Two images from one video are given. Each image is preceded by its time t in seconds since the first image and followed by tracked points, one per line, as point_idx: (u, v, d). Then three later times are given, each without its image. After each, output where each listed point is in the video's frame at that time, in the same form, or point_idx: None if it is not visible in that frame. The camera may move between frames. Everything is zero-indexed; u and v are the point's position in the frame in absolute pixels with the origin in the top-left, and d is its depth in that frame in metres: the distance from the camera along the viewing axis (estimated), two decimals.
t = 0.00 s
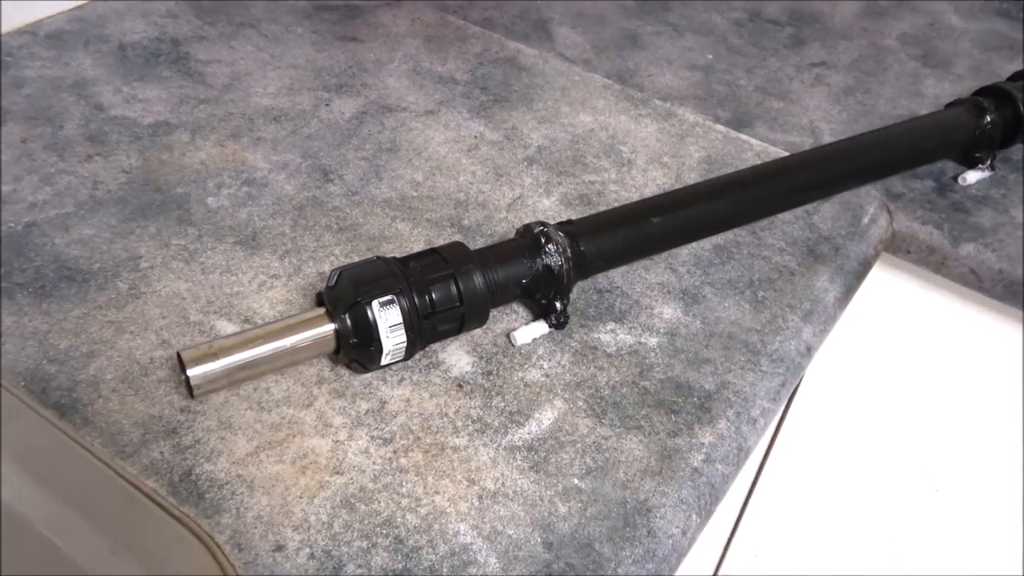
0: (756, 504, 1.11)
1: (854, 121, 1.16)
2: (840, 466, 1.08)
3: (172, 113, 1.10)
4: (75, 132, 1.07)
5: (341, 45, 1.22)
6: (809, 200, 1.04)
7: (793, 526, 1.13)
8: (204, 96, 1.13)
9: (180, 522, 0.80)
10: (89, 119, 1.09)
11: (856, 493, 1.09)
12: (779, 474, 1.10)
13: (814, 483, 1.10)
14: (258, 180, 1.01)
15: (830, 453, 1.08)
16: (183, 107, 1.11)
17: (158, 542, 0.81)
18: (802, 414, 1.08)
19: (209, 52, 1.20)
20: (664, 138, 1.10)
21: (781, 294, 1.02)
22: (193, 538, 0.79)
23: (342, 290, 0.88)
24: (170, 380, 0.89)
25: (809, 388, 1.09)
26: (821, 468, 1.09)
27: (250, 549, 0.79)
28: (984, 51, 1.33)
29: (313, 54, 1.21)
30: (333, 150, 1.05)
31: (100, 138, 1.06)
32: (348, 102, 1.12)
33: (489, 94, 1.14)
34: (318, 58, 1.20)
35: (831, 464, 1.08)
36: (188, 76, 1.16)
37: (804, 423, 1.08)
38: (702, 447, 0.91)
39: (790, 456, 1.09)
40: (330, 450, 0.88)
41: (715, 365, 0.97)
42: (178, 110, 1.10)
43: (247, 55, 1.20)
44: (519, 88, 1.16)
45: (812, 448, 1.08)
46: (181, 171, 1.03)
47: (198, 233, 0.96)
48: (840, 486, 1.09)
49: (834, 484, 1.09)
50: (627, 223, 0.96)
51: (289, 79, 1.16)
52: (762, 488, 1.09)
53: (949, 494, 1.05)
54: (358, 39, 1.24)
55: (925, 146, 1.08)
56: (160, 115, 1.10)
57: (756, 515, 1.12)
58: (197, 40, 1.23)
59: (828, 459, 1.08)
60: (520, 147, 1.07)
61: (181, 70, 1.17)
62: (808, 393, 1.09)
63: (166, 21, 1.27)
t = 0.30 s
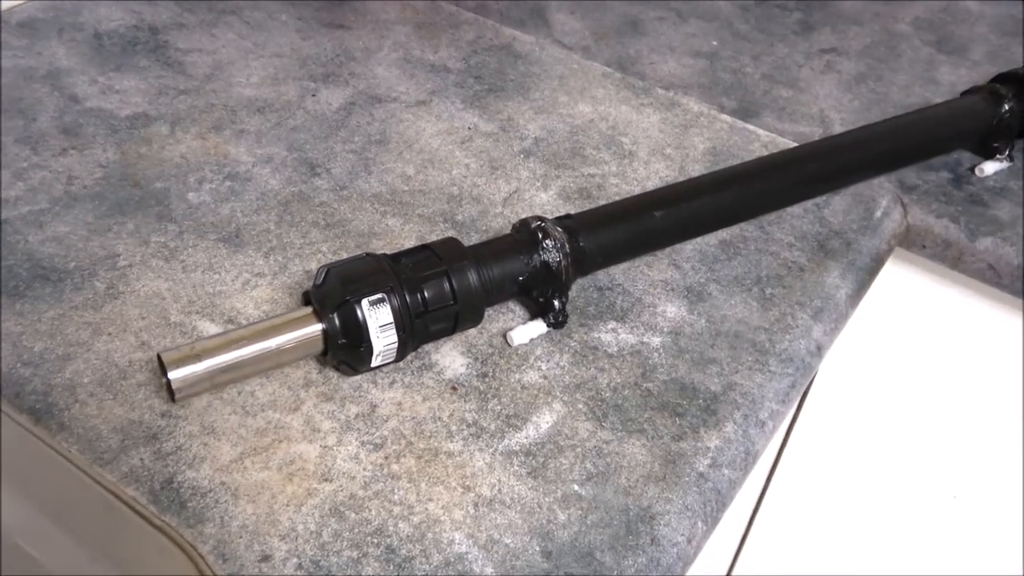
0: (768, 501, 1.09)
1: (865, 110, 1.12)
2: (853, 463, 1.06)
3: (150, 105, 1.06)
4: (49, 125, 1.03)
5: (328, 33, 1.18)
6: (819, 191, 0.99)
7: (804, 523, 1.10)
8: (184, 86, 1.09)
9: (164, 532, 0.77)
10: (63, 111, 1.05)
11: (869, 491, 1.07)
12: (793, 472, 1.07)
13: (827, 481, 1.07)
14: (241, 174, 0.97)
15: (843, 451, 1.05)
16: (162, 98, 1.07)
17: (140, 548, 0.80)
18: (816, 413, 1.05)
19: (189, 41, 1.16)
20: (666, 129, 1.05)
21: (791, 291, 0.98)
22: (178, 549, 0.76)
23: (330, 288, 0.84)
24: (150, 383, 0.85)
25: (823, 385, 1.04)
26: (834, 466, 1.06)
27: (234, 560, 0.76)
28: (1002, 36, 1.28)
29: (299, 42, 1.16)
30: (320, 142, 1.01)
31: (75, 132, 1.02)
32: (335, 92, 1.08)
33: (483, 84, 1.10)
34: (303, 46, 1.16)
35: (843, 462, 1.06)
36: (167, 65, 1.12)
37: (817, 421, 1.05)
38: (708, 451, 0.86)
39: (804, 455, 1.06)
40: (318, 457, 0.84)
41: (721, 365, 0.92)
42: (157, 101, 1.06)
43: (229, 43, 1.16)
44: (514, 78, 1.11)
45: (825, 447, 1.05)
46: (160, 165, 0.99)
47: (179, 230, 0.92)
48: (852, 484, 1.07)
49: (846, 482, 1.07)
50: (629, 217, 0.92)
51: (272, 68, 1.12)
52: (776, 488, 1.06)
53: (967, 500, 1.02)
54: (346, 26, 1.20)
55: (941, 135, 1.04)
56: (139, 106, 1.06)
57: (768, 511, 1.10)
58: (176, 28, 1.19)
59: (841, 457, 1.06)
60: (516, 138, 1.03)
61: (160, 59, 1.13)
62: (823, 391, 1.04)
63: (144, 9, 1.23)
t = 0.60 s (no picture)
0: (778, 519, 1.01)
1: (881, 104, 1.07)
2: (867, 476, 1.01)
3: (134, 99, 1.02)
4: (28, 119, 0.98)
5: (319, 23, 1.14)
6: (835, 187, 0.95)
7: (816, 545, 1.03)
8: (169, 79, 1.04)
9: (149, 547, 0.73)
10: (43, 105, 1.00)
11: (887, 516, 1.01)
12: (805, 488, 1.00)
13: (837, 501, 1.01)
14: (229, 170, 0.93)
15: (857, 463, 1.00)
16: (147, 92, 1.03)
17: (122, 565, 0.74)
18: (830, 422, 0.99)
19: (174, 32, 1.12)
20: (674, 123, 1.01)
21: (805, 292, 0.94)
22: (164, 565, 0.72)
23: (323, 290, 0.80)
24: (135, 390, 0.81)
25: (837, 392, 1.00)
26: (846, 484, 1.00)
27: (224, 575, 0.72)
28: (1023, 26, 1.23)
29: (289, 33, 1.12)
30: (311, 137, 0.97)
31: (56, 127, 0.98)
32: (328, 85, 1.04)
33: (482, 76, 1.06)
34: (294, 37, 1.11)
35: (857, 475, 1.01)
36: (152, 57, 1.07)
37: (831, 432, 0.99)
38: (719, 460, 0.82)
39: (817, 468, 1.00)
40: (312, 466, 0.80)
41: (733, 370, 0.88)
42: (141, 95, 1.02)
43: (215, 34, 1.12)
44: (514, 70, 1.07)
45: (839, 460, 0.99)
46: (145, 161, 0.94)
47: (165, 229, 0.88)
48: (868, 506, 1.01)
49: (860, 497, 1.01)
50: (636, 214, 0.88)
51: (262, 60, 1.08)
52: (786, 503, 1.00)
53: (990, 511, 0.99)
54: (338, 16, 1.16)
55: (961, 128, 0.99)
56: (122, 100, 1.01)
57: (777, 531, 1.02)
58: (161, 18, 1.15)
59: (855, 469, 1.00)
60: (518, 133, 0.98)
61: (144, 51, 1.08)
62: (837, 398, 1.00)
63: None
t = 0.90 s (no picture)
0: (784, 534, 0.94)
1: (894, 96, 1.03)
2: (880, 484, 0.96)
3: (112, 91, 0.97)
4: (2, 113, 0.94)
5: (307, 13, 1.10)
6: (847, 182, 0.91)
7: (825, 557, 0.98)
8: (149, 70, 1.00)
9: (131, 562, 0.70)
10: (17, 98, 0.96)
11: (897, 520, 0.97)
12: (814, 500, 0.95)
13: (847, 504, 0.96)
14: (212, 166, 0.89)
15: (870, 470, 0.96)
16: (126, 84, 0.98)
17: None
18: (842, 429, 0.95)
19: (154, 21, 1.08)
20: (678, 116, 0.97)
21: (815, 292, 0.90)
22: None
23: (311, 291, 0.77)
24: (114, 397, 0.77)
25: (848, 398, 0.95)
26: (858, 486, 0.96)
27: None
28: None
29: (276, 22, 1.08)
30: (298, 131, 0.92)
31: (31, 121, 0.94)
32: (315, 76, 0.99)
33: (477, 67, 1.02)
34: (280, 27, 1.07)
35: (870, 483, 0.96)
36: (131, 48, 1.03)
37: (843, 439, 0.95)
38: (725, 468, 0.79)
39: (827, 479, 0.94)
40: (299, 476, 0.76)
41: (740, 374, 0.84)
42: (120, 87, 0.98)
43: (198, 24, 1.07)
44: (511, 61, 1.03)
45: (850, 467, 0.95)
46: (124, 157, 0.90)
47: (144, 228, 0.84)
48: (878, 510, 0.97)
49: (872, 505, 0.96)
50: (637, 212, 0.85)
51: (246, 50, 1.03)
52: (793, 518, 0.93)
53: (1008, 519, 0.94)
54: (326, 5, 1.11)
55: (976, 122, 0.95)
56: (100, 93, 0.97)
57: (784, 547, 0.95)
58: (141, 8, 1.10)
59: (867, 477, 0.96)
60: (514, 126, 0.94)
61: (123, 42, 1.04)
62: (848, 404, 0.95)
63: None
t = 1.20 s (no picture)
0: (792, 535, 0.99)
1: (906, 87, 0.99)
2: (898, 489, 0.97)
3: (89, 81, 0.93)
4: None
5: None
6: (857, 177, 0.87)
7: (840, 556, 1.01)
8: (127, 59, 0.96)
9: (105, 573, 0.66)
10: None
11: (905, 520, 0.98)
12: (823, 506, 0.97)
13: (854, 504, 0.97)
14: (193, 160, 0.85)
15: (881, 468, 0.97)
16: (102, 73, 0.94)
17: None
18: (852, 434, 0.95)
19: (133, 8, 1.04)
20: (681, 108, 0.93)
21: (824, 292, 0.86)
22: None
23: (297, 290, 0.73)
24: (90, 401, 0.74)
25: (859, 402, 0.95)
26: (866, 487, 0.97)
27: None
28: None
29: (260, 10, 1.04)
30: (284, 123, 0.89)
31: (2, 111, 0.89)
32: (301, 66, 0.95)
33: (471, 56, 0.98)
34: (265, 14, 1.03)
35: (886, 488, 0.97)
36: (108, 36, 0.99)
37: (852, 443, 0.95)
38: (730, 476, 0.75)
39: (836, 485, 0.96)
40: (284, 485, 0.72)
41: (745, 377, 0.81)
42: (96, 77, 0.94)
43: (178, 11, 1.03)
44: (506, 50, 0.99)
45: (860, 468, 0.97)
46: (101, 150, 0.86)
47: (122, 225, 0.81)
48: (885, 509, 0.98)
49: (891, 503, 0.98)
50: (639, 208, 0.81)
51: (229, 38, 0.99)
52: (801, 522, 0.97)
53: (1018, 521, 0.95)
54: None
55: (990, 114, 0.92)
56: (76, 82, 0.93)
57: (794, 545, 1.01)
58: None
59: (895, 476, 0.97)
60: (510, 118, 0.90)
61: (100, 29, 1.00)
62: (858, 410, 0.95)
63: None
